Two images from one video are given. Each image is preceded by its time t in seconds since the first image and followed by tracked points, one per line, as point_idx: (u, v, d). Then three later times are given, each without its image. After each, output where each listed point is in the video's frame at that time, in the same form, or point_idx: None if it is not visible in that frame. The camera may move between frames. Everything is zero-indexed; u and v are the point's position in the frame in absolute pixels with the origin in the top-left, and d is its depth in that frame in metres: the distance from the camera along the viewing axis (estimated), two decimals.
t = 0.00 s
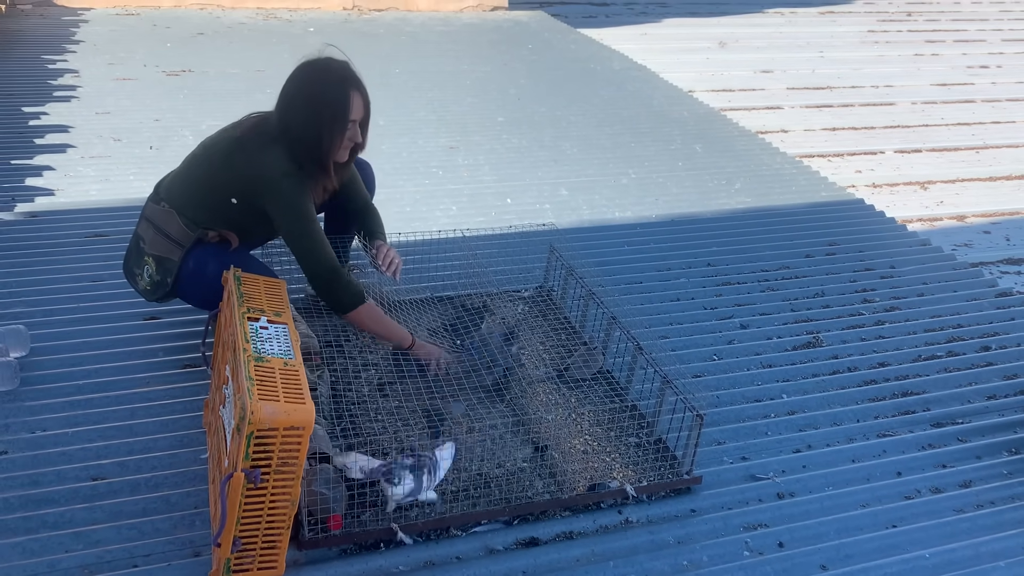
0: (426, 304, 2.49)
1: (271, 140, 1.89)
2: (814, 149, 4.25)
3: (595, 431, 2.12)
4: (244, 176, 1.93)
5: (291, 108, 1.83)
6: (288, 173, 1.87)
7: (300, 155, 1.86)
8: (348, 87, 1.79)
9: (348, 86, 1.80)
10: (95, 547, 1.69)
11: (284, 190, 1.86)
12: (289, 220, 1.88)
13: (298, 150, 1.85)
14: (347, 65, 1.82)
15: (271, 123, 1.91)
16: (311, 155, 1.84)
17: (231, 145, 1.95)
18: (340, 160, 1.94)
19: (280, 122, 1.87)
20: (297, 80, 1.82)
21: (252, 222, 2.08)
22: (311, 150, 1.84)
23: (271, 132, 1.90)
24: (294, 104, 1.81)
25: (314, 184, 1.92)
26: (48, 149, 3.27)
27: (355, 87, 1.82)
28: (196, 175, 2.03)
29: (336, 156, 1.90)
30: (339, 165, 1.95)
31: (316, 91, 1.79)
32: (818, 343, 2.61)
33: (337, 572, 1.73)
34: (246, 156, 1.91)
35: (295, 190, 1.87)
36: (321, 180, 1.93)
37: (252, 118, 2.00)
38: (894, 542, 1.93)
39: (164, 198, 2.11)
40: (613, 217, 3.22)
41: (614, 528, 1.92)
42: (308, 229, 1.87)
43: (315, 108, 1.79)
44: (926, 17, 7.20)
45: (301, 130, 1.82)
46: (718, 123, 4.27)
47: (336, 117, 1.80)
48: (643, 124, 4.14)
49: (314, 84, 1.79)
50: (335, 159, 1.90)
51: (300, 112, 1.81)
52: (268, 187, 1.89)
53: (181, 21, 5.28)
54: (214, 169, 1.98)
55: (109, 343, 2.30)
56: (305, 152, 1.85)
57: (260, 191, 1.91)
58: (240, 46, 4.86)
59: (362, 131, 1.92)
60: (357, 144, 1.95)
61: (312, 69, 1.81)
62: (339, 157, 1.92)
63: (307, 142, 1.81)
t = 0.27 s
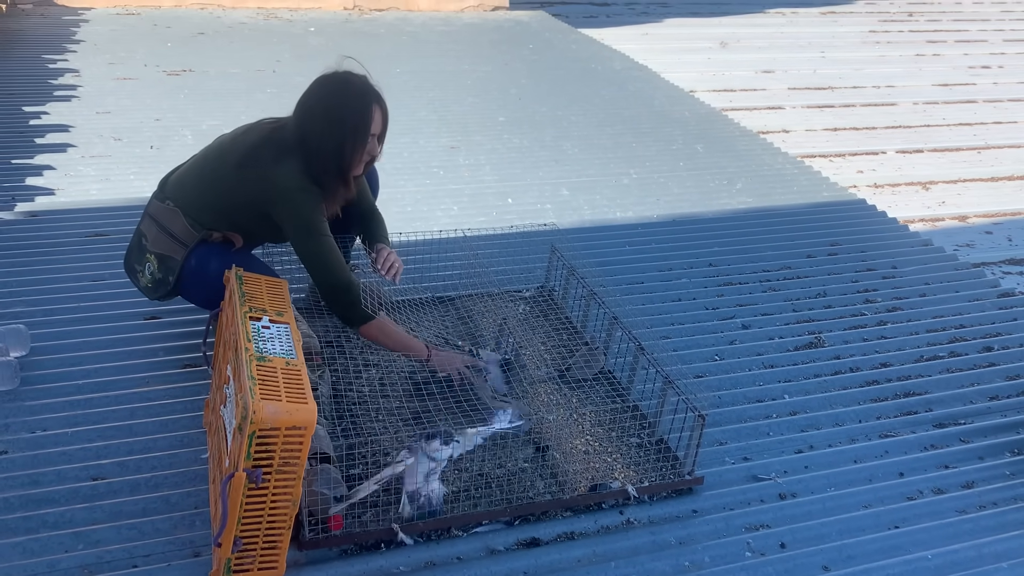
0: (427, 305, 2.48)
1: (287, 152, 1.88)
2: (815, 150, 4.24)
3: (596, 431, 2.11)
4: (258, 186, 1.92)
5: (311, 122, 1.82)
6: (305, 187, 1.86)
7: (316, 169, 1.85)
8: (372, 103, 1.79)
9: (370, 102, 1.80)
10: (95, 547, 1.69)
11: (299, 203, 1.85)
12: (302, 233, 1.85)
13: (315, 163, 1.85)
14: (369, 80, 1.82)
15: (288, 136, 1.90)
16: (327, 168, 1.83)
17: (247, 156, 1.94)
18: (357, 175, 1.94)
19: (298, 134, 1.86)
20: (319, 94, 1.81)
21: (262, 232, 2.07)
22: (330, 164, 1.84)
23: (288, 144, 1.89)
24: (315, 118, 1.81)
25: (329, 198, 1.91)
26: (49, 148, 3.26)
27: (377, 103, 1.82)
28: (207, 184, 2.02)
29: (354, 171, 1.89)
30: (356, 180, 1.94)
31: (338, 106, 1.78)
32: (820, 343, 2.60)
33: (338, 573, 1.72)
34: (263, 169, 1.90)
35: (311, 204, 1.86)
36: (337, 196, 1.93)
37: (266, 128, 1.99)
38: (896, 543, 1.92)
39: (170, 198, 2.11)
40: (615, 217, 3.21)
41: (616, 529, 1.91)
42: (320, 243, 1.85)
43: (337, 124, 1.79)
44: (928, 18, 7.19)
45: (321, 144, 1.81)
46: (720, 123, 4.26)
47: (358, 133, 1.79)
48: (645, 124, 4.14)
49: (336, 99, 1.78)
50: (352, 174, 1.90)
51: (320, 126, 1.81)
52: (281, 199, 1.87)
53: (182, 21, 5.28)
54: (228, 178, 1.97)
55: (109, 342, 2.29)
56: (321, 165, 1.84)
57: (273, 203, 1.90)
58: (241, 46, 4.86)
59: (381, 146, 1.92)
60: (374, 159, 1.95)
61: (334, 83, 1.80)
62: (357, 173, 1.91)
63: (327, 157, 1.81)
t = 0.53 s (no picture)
0: (430, 304, 2.48)
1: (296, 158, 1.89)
2: (819, 149, 4.23)
3: (598, 431, 2.11)
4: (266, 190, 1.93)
5: (321, 128, 1.83)
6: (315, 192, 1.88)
7: (326, 174, 1.87)
8: (382, 111, 1.81)
9: (380, 110, 1.82)
10: (98, 545, 1.69)
11: (309, 210, 1.87)
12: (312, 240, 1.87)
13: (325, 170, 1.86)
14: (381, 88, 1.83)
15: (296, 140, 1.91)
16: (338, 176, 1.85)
17: (254, 160, 1.94)
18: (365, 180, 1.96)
19: (308, 141, 1.87)
20: (329, 101, 1.82)
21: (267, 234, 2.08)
22: (340, 170, 1.85)
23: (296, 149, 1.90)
24: (325, 125, 1.82)
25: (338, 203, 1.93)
26: (52, 147, 3.27)
27: (387, 111, 1.84)
28: (212, 186, 2.02)
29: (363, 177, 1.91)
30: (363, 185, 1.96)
31: (350, 114, 1.79)
32: (823, 343, 2.60)
33: (341, 571, 1.72)
34: (271, 173, 1.90)
35: (321, 210, 1.88)
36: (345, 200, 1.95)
37: (273, 130, 1.98)
38: (899, 543, 1.92)
39: (174, 198, 2.10)
40: (618, 217, 3.21)
41: (618, 529, 1.91)
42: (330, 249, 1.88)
43: (348, 131, 1.80)
44: (932, 17, 7.17)
45: (332, 150, 1.82)
46: (722, 123, 4.26)
47: (369, 141, 1.81)
48: (648, 124, 4.14)
49: (347, 106, 1.79)
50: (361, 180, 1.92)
51: (331, 133, 1.82)
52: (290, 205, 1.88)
53: (185, 19, 5.29)
54: (235, 182, 1.97)
55: (112, 340, 2.30)
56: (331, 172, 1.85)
57: (282, 208, 1.91)
58: (244, 45, 4.86)
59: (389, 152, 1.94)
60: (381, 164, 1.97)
61: (344, 91, 1.81)
62: (365, 178, 1.93)
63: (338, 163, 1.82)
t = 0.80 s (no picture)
0: (434, 300, 2.49)
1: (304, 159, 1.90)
2: (823, 146, 4.23)
3: (602, 428, 2.11)
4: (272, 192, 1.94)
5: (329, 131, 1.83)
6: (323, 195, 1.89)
7: (333, 177, 1.88)
8: (389, 114, 1.81)
9: (387, 113, 1.82)
10: (103, 539, 1.70)
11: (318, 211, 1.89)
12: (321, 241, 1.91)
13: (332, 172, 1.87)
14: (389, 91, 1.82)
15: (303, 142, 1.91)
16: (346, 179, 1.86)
17: (261, 160, 1.95)
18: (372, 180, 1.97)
19: (315, 142, 1.87)
20: (336, 104, 1.82)
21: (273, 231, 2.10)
22: (347, 173, 1.86)
23: (303, 150, 1.90)
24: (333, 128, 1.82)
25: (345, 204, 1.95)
26: (57, 142, 3.27)
27: (394, 113, 1.84)
28: (220, 185, 2.03)
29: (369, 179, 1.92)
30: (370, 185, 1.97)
31: (357, 117, 1.79)
32: (827, 340, 2.60)
33: (345, 566, 1.72)
34: (278, 175, 1.91)
35: (329, 212, 1.90)
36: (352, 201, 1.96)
37: (278, 128, 1.98)
38: (902, 540, 1.92)
39: (178, 193, 2.11)
40: (621, 213, 3.21)
41: (621, 525, 1.91)
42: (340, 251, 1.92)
43: (355, 134, 1.81)
44: (937, 14, 7.15)
45: (339, 153, 1.83)
46: (726, 120, 4.25)
47: (376, 144, 1.81)
48: (652, 120, 4.13)
49: (354, 110, 1.79)
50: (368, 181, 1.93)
51: (339, 135, 1.82)
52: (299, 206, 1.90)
53: (189, 15, 5.29)
54: (242, 181, 1.98)
55: (117, 336, 2.30)
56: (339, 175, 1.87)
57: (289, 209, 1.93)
58: (248, 41, 4.86)
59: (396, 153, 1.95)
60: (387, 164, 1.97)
61: (352, 94, 1.81)
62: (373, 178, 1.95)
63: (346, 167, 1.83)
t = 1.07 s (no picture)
0: (433, 296, 2.49)
1: (305, 158, 1.89)
2: (821, 142, 4.23)
3: (601, 422, 2.11)
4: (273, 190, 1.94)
5: (330, 128, 1.83)
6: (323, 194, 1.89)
7: (333, 175, 1.87)
8: (391, 114, 1.80)
9: (389, 112, 1.81)
10: (102, 534, 1.70)
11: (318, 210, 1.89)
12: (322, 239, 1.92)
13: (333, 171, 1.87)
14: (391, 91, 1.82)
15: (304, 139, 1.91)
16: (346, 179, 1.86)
17: (263, 158, 1.95)
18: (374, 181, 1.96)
19: (317, 141, 1.87)
20: (338, 103, 1.81)
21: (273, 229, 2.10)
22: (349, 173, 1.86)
23: (305, 149, 1.90)
24: (334, 127, 1.82)
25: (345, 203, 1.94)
26: (55, 138, 3.26)
27: (396, 113, 1.83)
28: (220, 182, 2.03)
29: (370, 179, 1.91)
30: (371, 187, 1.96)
31: (358, 115, 1.79)
32: (826, 335, 2.60)
33: (344, 561, 1.72)
34: (280, 172, 1.92)
35: (330, 211, 1.90)
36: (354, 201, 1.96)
37: (280, 126, 1.98)
38: (901, 534, 1.92)
39: (178, 188, 2.11)
40: (620, 209, 3.21)
41: (620, 519, 1.91)
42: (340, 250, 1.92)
43: (356, 133, 1.80)
44: (935, 10, 7.15)
45: (340, 151, 1.82)
46: (725, 115, 4.25)
47: (377, 143, 1.80)
48: (650, 116, 4.13)
49: (356, 108, 1.79)
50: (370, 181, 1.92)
51: (340, 134, 1.82)
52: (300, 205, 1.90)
53: (187, 11, 5.28)
54: (243, 178, 1.98)
55: (115, 331, 2.30)
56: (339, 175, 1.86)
57: (290, 207, 1.93)
58: (247, 37, 4.86)
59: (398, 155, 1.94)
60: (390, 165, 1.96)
61: (354, 93, 1.80)
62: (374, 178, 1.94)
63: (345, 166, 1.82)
